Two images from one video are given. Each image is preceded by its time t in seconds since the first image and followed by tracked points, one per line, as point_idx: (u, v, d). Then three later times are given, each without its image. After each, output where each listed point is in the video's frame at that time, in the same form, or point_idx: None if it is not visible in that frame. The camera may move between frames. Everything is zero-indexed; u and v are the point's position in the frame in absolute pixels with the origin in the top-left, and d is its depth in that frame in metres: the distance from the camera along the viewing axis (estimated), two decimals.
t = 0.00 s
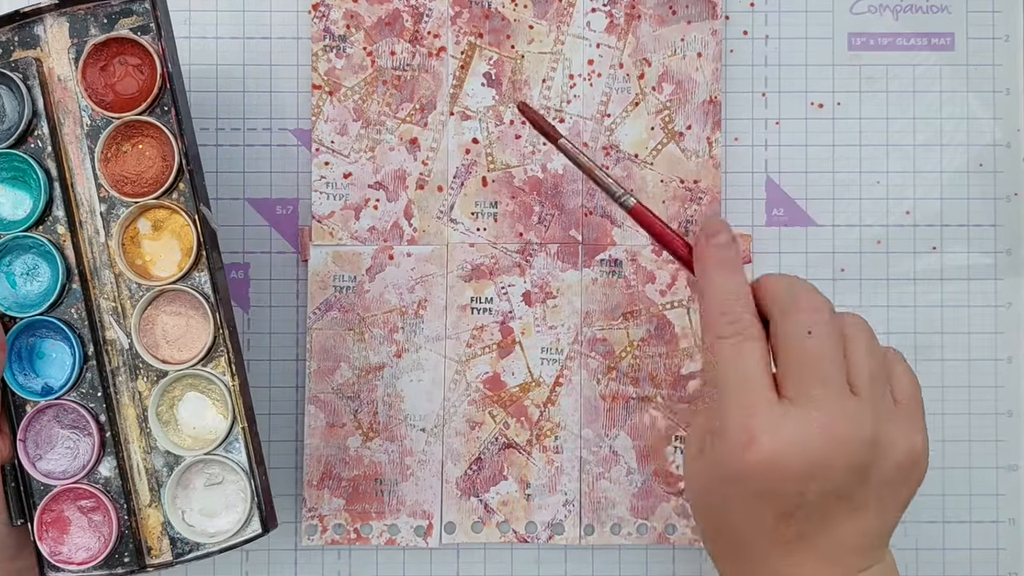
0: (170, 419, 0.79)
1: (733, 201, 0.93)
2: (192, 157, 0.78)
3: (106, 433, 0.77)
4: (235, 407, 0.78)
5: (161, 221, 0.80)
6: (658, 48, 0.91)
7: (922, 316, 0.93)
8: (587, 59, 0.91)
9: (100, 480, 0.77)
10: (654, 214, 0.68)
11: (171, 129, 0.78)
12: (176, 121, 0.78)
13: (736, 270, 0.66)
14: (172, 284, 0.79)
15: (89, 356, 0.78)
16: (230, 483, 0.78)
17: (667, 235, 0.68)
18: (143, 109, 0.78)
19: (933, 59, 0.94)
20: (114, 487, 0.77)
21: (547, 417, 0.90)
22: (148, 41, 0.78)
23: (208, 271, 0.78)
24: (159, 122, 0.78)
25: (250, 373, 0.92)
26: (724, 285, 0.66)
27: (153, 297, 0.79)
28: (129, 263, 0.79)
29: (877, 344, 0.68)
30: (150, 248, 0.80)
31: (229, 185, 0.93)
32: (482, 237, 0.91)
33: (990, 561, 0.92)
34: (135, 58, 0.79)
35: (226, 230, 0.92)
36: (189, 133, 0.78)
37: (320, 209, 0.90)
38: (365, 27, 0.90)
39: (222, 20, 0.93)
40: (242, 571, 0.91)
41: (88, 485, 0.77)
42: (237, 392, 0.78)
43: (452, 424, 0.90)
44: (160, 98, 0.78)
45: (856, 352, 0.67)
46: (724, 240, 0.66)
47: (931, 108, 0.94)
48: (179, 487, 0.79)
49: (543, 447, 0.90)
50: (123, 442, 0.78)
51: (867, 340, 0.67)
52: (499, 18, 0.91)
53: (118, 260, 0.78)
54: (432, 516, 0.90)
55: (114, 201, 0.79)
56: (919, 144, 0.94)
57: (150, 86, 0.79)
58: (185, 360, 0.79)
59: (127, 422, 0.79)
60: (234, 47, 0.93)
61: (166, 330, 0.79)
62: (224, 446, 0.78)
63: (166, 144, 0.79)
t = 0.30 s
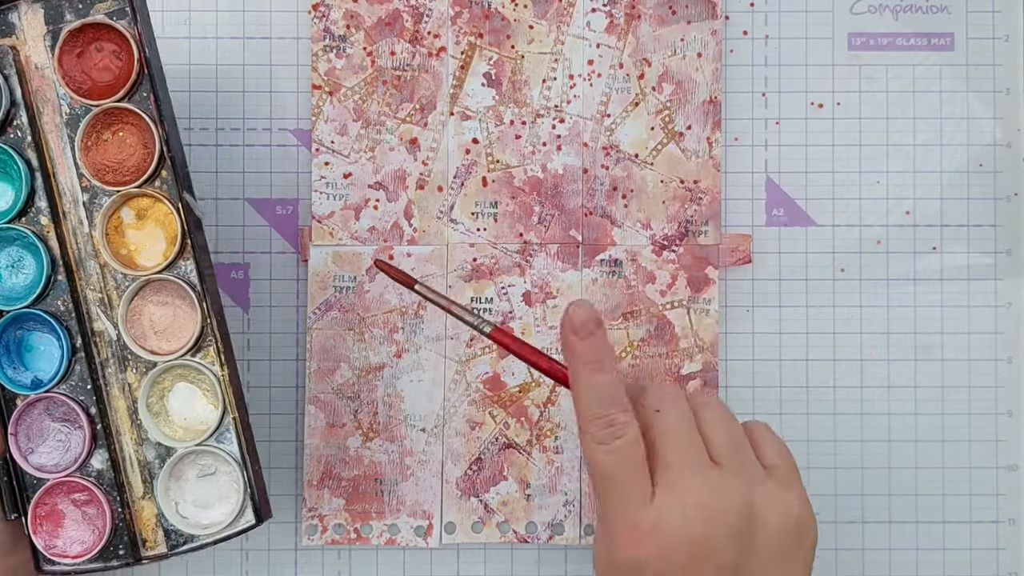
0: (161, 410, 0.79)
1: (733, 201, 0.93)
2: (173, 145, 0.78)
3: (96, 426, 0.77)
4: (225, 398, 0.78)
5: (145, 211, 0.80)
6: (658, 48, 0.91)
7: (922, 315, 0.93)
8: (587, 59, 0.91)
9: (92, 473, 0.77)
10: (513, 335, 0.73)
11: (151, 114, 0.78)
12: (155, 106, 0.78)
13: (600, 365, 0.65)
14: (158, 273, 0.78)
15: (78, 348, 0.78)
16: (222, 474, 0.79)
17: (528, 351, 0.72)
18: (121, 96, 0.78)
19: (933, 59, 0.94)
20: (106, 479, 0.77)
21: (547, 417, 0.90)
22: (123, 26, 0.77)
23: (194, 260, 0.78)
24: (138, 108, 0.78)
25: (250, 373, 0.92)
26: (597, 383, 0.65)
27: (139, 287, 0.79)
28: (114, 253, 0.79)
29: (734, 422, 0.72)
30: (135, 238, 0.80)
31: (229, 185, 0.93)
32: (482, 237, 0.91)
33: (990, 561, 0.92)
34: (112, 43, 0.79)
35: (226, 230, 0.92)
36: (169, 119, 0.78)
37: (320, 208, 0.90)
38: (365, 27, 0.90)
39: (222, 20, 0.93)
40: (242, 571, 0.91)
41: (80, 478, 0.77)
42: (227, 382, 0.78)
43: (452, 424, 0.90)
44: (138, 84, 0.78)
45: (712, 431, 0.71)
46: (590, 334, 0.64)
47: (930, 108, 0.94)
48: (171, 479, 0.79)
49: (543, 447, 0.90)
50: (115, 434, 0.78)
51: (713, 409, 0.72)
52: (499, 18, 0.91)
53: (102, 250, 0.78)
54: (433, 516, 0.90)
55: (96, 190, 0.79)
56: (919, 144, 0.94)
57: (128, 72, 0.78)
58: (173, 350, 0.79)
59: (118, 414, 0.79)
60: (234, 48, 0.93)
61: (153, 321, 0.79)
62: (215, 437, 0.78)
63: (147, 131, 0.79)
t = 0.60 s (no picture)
0: (96, 490, 0.78)
1: (733, 202, 0.93)
2: (83, 215, 0.77)
3: (29, 513, 0.76)
4: (163, 470, 0.76)
5: (59, 285, 0.78)
6: (658, 49, 0.91)
7: (922, 316, 0.93)
8: (587, 59, 0.91)
9: (30, 562, 0.75)
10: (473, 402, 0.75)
11: (54, 183, 0.77)
12: (59, 176, 0.77)
13: (547, 443, 0.70)
14: (78, 349, 0.77)
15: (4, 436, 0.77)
16: (167, 550, 0.77)
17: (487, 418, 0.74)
18: (23, 168, 0.76)
19: (933, 59, 0.94)
20: (45, 566, 0.75)
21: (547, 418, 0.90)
22: (18, 95, 0.76)
23: (116, 332, 0.77)
24: (41, 179, 0.77)
25: (251, 374, 0.92)
26: (538, 461, 0.70)
27: (61, 364, 0.78)
28: (33, 332, 0.78)
29: (686, 504, 0.71)
30: (51, 314, 0.78)
31: (229, 186, 0.93)
32: (482, 238, 0.91)
33: (991, 561, 0.92)
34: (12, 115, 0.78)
35: (225, 231, 0.92)
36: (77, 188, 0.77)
37: (320, 209, 0.90)
38: (365, 27, 0.90)
39: (222, 21, 0.93)
40: (242, 572, 0.91)
41: (17, 569, 0.75)
42: (163, 455, 0.76)
43: (452, 425, 0.90)
44: (39, 156, 0.77)
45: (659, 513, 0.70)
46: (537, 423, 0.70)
47: (930, 109, 0.94)
48: (117, 558, 0.77)
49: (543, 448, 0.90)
50: (50, 518, 0.77)
51: (671, 492, 0.71)
52: (499, 19, 0.91)
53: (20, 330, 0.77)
54: (433, 517, 0.90)
55: (4, 268, 0.77)
56: (919, 145, 0.94)
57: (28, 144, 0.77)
58: (106, 426, 0.77)
59: (52, 498, 0.77)
60: (234, 49, 0.93)
61: (79, 399, 0.78)
62: (155, 513, 0.77)
63: (53, 203, 0.77)
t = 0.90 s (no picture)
0: (75, 562, 0.78)
1: (733, 201, 0.94)
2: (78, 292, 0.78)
3: None
4: (143, 543, 0.76)
5: (48, 359, 0.79)
6: (658, 49, 0.91)
7: (922, 316, 0.93)
8: (587, 59, 0.91)
9: None
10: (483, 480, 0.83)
11: (52, 262, 0.78)
12: (57, 256, 0.78)
13: (560, 528, 0.75)
14: (66, 424, 0.78)
15: None
16: None
17: (497, 495, 0.81)
18: (21, 246, 0.78)
19: (933, 59, 0.94)
20: None
21: (547, 418, 0.90)
22: (19, 174, 0.77)
23: (103, 405, 0.78)
24: (37, 257, 0.78)
25: (251, 374, 0.92)
26: (555, 545, 0.74)
27: (47, 438, 0.79)
28: (19, 405, 0.79)
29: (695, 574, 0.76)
30: (39, 387, 0.79)
31: (229, 185, 0.93)
32: (482, 238, 0.91)
33: (991, 561, 0.92)
34: (11, 191, 0.79)
35: (225, 231, 0.92)
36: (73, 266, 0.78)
37: (321, 209, 0.90)
38: (365, 27, 0.90)
39: (222, 21, 0.93)
40: (242, 572, 0.91)
41: None
42: (144, 527, 0.76)
43: (452, 425, 0.90)
44: (38, 234, 0.78)
45: None
46: (548, 504, 0.76)
47: (930, 109, 0.94)
48: None
49: (543, 448, 0.90)
50: None
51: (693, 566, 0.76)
52: (499, 19, 0.91)
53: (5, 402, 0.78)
54: (433, 517, 0.90)
55: None
56: (919, 145, 0.94)
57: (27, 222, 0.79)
58: (88, 499, 0.78)
59: (30, 568, 0.78)
60: (234, 48, 0.93)
61: (64, 471, 0.78)
62: None
63: (49, 280, 0.79)
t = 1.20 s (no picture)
0: None
1: (733, 201, 0.94)
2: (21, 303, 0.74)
3: None
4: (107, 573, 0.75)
5: None
6: (658, 49, 0.91)
7: (922, 315, 0.93)
8: (587, 59, 0.91)
9: None
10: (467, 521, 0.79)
11: None
12: None
13: (544, 561, 0.71)
14: (17, 448, 0.75)
15: None
16: None
17: (483, 536, 0.77)
18: None
19: (933, 59, 0.94)
20: None
21: (547, 418, 0.90)
22: None
23: (57, 429, 0.75)
24: None
25: (251, 374, 0.92)
26: None
27: None
28: None
29: None
30: None
31: (229, 186, 0.92)
32: (482, 238, 0.91)
33: (991, 561, 0.92)
34: None
35: (225, 231, 0.92)
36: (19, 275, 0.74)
37: (320, 209, 0.90)
38: (365, 27, 0.90)
39: (222, 21, 0.93)
40: (242, 572, 0.91)
41: None
42: (107, 557, 0.75)
43: (452, 425, 0.90)
44: None
45: None
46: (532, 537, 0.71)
47: (930, 109, 0.94)
48: None
49: (543, 448, 0.90)
50: None
51: None
52: (499, 18, 0.91)
53: None
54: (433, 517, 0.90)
55: None
56: (919, 145, 0.94)
57: None
58: (46, 529, 0.76)
59: None
60: (234, 48, 0.93)
61: (18, 501, 0.76)
62: None
63: None
